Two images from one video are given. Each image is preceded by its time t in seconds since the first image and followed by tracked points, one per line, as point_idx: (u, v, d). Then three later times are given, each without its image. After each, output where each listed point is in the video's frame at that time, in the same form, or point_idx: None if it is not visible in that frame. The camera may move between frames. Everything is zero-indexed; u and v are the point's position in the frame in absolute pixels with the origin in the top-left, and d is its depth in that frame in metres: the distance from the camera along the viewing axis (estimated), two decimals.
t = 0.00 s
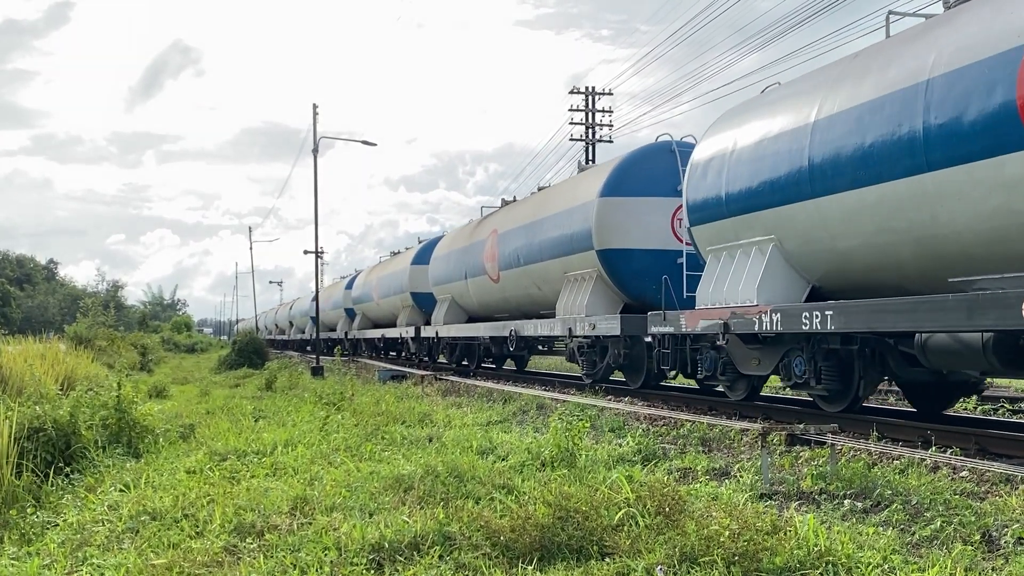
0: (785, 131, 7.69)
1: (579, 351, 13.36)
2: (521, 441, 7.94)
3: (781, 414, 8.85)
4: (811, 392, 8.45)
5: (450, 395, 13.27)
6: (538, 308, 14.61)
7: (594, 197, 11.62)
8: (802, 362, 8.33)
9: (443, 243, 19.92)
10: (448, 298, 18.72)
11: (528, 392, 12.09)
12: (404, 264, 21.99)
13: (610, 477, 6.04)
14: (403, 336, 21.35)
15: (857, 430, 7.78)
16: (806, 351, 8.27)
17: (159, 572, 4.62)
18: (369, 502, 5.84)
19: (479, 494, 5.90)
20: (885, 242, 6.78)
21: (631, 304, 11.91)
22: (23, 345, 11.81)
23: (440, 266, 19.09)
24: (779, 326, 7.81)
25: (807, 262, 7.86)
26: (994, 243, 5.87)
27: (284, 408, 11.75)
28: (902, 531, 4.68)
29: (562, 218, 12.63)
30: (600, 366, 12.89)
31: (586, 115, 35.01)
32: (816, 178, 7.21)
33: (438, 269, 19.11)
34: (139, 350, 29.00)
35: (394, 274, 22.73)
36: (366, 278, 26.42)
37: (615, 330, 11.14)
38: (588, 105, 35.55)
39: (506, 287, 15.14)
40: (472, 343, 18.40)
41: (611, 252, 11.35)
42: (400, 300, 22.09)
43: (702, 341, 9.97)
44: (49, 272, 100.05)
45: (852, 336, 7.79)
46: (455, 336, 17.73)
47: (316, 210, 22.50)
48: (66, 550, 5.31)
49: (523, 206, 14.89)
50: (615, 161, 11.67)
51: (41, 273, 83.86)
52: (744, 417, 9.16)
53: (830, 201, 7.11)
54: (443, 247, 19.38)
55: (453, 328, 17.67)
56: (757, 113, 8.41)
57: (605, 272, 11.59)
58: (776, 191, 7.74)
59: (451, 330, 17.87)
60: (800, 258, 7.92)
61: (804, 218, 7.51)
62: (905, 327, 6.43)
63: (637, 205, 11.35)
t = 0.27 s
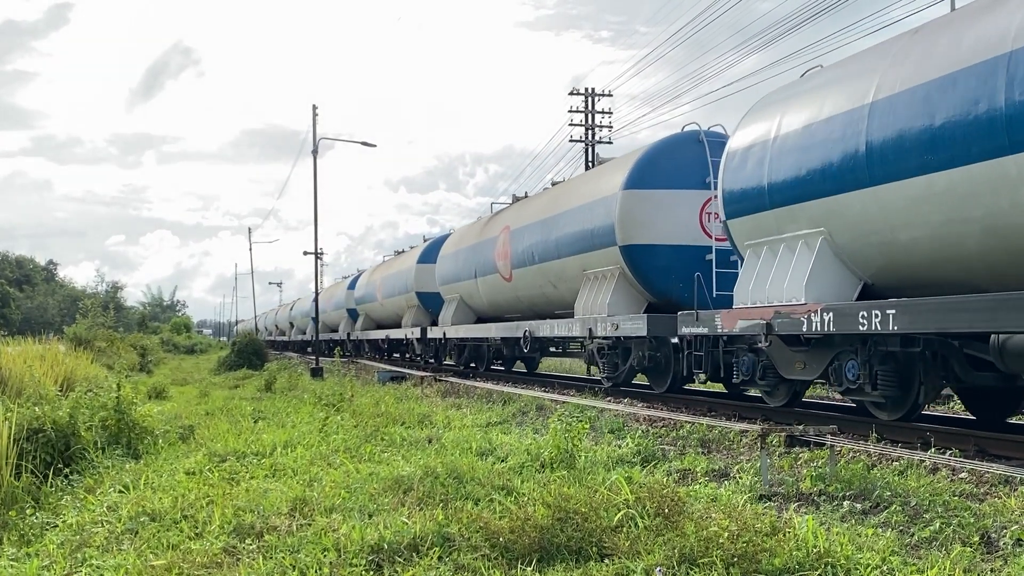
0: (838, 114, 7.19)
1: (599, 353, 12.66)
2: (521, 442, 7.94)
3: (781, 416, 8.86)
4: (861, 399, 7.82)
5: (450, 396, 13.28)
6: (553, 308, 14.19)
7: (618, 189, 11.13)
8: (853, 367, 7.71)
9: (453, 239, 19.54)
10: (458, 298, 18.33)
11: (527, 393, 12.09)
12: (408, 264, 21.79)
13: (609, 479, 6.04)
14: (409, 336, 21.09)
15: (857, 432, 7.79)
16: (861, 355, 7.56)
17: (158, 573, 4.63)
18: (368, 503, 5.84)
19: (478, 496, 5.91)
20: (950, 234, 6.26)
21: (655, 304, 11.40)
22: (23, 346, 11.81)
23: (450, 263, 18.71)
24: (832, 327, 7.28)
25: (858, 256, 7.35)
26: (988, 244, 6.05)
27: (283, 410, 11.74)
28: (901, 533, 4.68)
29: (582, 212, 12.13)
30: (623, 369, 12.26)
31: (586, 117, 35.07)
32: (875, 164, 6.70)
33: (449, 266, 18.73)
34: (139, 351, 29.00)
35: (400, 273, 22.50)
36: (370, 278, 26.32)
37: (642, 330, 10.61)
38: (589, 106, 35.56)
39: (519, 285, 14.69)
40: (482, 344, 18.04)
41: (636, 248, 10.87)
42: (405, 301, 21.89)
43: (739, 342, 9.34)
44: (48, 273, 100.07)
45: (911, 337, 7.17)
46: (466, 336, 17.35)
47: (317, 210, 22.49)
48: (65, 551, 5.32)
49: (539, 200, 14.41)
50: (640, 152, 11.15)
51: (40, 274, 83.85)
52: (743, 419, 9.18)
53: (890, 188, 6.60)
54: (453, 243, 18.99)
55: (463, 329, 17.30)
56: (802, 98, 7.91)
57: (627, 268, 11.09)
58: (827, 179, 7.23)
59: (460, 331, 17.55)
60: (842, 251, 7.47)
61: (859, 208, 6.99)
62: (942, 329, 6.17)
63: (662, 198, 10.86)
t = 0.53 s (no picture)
0: (898, 94, 6.80)
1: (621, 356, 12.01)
2: (520, 443, 7.94)
3: (781, 417, 8.86)
4: (922, 407, 7.24)
5: (449, 397, 13.28)
6: (568, 308, 13.85)
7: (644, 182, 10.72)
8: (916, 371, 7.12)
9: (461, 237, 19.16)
10: (468, 297, 17.98)
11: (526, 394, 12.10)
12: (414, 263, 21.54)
13: (609, 480, 6.05)
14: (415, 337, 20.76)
15: (856, 433, 7.79)
16: (926, 359, 6.97)
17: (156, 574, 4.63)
18: (367, 504, 5.84)
19: (478, 497, 5.91)
20: (994, 227, 6.15)
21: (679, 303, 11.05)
22: (23, 347, 11.80)
23: (459, 261, 18.33)
24: (895, 327, 6.78)
25: (918, 248, 6.96)
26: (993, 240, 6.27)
27: (283, 411, 11.74)
28: (900, 534, 4.69)
29: (605, 205, 11.73)
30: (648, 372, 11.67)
31: (587, 118, 35.12)
32: (944, 148, 6.31)
33: (458, 263, 18.36)
34: (138, 352, 28.98)
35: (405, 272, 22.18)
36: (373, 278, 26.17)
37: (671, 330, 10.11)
38: (589, 107, 35.58)
39: (533, 283, 14.30)
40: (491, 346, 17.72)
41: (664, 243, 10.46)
42: (410, 300, 21.65)
43: (780, 344, 8.71)
44: (48, 274, 100.06)
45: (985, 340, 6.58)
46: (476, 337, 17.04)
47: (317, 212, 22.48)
48: (64, 551, 5.31)
49: (554, 195, 14.02)
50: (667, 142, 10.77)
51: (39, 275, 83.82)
52: (742, 420, 9.19)
53: (962, 172, 6.20)
54: (462, 241, 18.59)
55: (474, 329, 16.98)
56: (852, 80, 7.54)
57: (654, 264, 10.72)
58: (891, 164, 6.81)
59: (470, 331, 17.25)
60: (891, 242, 7.13)
61: (927, 195, 6.56)
62: None
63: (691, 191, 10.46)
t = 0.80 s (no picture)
0: (974, 68, 6.10)
1: (646, 357, 11.28)
2: (520, 444, 7.93)
3: (780, 418, 8.86)
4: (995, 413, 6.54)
5: (449, 398, 13.26)
6: (585, 308, 13.21)
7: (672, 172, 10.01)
8: (992, 376, 6.38)
9: (471, 234, 18.58)
10: (478, 296, 17.42)
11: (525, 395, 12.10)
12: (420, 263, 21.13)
13: (608, 481, 6.05)
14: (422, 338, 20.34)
15: (855, 434, 7.80)
16: (1004, 363, 6.24)
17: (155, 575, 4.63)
18: (367, 505, 5.84)
19: (478, 498, 5.91)
20: None
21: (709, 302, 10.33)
22: (23, 349, 11.78)
23: (470, 258, 17.75)
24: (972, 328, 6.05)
25: (993, 239, 6.30)
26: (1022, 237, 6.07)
27: (282, 412, 11.74)
28: (900, 535, 4.69)
29: (628, 198, 11.02)
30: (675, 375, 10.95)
31: (587, 118, 35.11)
32: None
33: (468, 261, 17.78)
34: (138, 353, 28.94)
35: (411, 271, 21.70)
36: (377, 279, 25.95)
37: (705, 331, 9.42)
38: (589, 108, 35.56)
39: (547, 281, 13.64)
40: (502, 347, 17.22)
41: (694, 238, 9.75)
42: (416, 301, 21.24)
43: (828, 347, 8.01)
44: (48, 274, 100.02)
45: None
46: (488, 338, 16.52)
47: (317, 213, 22.45)
48: (64, 552, 5.31)
49: (571, 188, 13.34)
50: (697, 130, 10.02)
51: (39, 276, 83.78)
52: (742, 421, 9.17)
53: None
54: (472, 238, 18.02)
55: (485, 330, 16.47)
56: (911, 55, 6.87)
57: (683, 260, 9.97)
58: (966, 145, 6.12)
59: (481, 332, 16.76)
60: (956, 235, 6.49)
61: (1009, 180, 5.89)
62: None
63: (725, 181, 9.70)
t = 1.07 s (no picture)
0: None
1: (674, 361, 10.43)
2: (520, 445, 7.92)
3: (779, 419, 8.86)
4: None
5: (448, 399, 13.25)
6: (603, 307, 12.48)
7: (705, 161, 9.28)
8: None
9: (479, 231, 17.89)
10: (487, 295, 16.69)
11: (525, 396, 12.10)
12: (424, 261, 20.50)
13: (608, 482, 6.04)
14: (426, 338, 19.66)
15: (854, 436, 7.80)
16: None
17: None
18: (366, 506, 5.83)
19: (478, 499, 5.90)
20: None
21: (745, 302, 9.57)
22: (21, 349, 11.76)
23: (479, 256, 17.03)
24: None
25: None
26: None
27: (281, 412, 11.74)
28: (899, 536, 4.69)
29: (655, 190, 10.29)
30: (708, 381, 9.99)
31: (586, 119, 35.11)
32: None
33: (477, 259, 17.06)
34: (137, 354, 28.90)
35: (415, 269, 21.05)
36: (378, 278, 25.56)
37: (743, 331, 8.65)
38: (589, 109, 35.56)
39: (563, 279, 12.90)
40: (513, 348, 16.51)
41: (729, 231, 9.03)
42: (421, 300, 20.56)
43: (886, 349, 7.34)
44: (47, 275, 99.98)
45: None
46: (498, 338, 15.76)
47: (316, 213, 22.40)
48: (63, 553, 5.30)
49: (590, 181, 12.62)
50: (734, 115, 9.29)
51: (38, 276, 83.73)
52: (741, 422, 9.20)
53: None
54: (481, 235, 17.31)
55: (496, 331, 15.70)
56: (983, 24, 6.21)
57: (718, 256, 9.25)
58: None
59: (490, 332, 16.03)
60: None
61: None
62: None
63: (764, 170, 8.97)
